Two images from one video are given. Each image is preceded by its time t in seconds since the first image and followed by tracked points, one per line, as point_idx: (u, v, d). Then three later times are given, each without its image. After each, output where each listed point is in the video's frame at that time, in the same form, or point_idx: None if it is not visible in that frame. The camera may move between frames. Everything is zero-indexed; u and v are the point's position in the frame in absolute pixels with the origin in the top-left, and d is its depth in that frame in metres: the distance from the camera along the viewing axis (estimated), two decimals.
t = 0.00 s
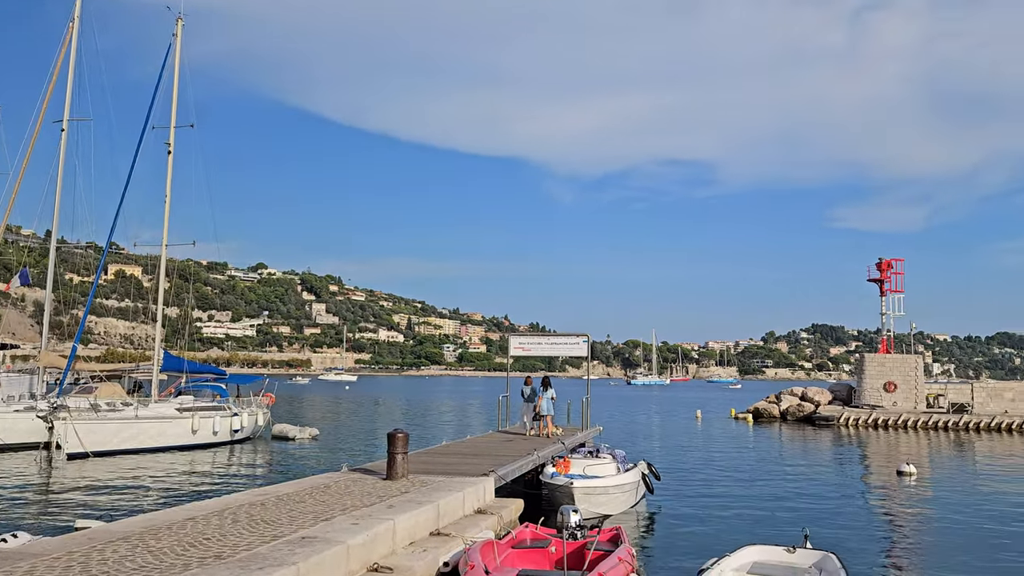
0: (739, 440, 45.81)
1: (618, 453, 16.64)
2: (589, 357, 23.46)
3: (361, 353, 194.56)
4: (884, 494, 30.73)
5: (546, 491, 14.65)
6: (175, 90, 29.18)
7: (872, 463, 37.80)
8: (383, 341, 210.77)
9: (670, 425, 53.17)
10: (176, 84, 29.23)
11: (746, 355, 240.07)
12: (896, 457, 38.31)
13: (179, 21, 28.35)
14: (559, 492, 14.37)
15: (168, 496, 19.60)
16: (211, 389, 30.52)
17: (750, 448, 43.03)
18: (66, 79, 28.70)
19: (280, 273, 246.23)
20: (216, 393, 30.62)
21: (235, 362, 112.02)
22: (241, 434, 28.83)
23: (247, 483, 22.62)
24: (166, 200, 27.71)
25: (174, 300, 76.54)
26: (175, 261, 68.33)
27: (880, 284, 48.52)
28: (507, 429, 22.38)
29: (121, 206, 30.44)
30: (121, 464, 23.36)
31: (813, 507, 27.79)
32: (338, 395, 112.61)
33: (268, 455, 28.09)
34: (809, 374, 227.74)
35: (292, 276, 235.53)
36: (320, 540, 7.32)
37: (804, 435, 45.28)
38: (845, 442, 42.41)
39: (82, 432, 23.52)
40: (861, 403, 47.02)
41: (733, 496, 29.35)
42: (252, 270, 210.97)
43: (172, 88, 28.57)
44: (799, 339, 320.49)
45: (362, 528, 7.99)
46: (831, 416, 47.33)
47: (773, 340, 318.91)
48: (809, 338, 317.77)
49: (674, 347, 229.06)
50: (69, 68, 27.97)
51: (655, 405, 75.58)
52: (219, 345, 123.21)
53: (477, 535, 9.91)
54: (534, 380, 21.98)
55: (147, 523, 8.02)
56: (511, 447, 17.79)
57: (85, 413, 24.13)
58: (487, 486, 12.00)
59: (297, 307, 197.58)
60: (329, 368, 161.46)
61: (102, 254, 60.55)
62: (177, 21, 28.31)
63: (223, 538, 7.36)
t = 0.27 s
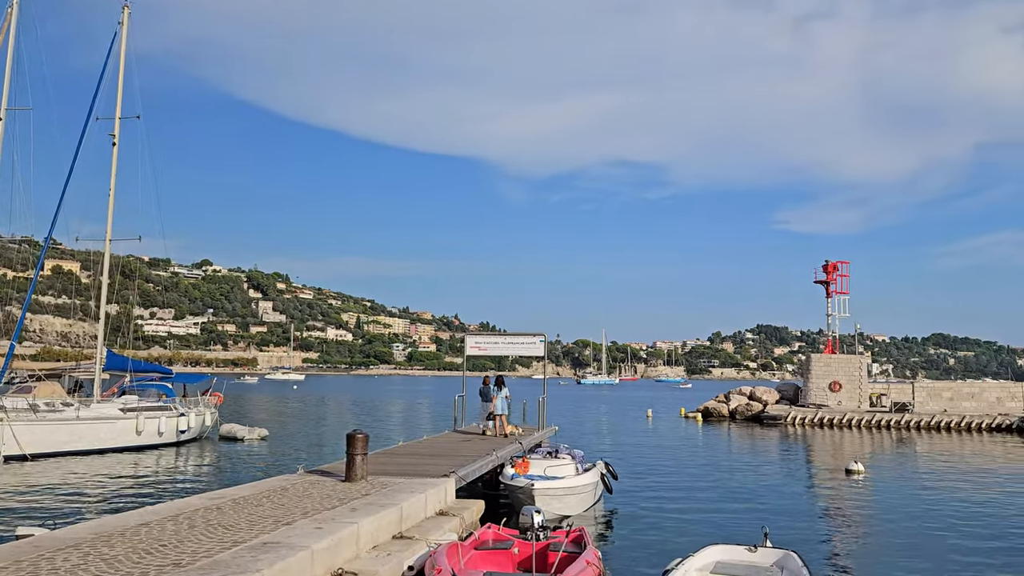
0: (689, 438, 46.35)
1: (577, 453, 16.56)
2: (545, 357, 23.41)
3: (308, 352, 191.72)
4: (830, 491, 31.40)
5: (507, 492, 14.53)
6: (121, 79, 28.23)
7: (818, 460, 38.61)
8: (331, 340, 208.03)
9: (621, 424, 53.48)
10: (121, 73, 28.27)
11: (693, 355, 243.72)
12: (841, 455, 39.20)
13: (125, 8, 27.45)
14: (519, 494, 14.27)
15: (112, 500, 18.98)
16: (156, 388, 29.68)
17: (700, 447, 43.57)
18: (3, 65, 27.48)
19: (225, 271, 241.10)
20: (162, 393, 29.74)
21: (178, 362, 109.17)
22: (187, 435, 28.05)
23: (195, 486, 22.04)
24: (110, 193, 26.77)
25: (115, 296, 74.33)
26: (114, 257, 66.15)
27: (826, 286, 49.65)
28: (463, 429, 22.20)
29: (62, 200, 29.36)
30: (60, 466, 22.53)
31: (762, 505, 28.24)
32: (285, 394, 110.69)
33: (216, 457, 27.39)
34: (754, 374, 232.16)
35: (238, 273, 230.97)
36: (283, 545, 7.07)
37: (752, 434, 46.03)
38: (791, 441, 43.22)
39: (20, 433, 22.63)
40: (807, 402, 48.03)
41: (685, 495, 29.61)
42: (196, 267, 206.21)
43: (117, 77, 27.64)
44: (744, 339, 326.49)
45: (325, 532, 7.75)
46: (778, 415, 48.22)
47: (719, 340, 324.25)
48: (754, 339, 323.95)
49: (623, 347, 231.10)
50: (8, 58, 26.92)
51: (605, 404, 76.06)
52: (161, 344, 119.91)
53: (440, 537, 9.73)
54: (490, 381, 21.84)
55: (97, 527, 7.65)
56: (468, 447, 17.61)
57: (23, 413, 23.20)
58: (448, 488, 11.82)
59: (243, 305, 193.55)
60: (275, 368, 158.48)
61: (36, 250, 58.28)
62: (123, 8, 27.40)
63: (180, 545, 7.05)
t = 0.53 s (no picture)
0: (653, 438, 46.71)
1: (549, 452, 16.53)
2: (515, 356, 23.37)
3: (267, 352, 189.09)
4: (792, 489, 31.87)
5: (481, 492, 14.46)
6: (81, 71, 27.50)
7: (780, 459, 39.15)
8: (291, 339, 205.42)
9: (586, 423, 53.68)
10: (82, 64, 27.54)
11: (653, 354, 245.91)
12: (802, 454, 39.82)
13: None
14: (494, 494, 14.19)
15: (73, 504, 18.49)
16: (115, 388, 29.00)
17: (664, 446, 43.93)
18: None
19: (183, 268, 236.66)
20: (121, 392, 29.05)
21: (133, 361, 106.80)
22: (148, 435, 27.45)
23: (157, 488, 21.58)
24: (69, 187, 26.05)
25: (69, 294, 72.56)
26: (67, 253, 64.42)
27: (788, 287, 50.43)
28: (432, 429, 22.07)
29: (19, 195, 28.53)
30: (16, 468, 21.89)
31: (727, 503, 28.55)
32: (243, 395, 108.90)
33: (177, 457, 26.84)
34: (713, 373, 235.06)
35: (195, 271, 226.96)
36: (266, 549, 6.89)
37: (715, 433, 46.55)
38: (754, 440, 43.77)
39: None
40: (769, 402, 48.72)
41: (651, 494, 29.81)
42: (152, 264, 202.19)
43: (78, 69, 26.93)
44: (703, 339, 330.33)
45: (306, 535, 7.60)
46: (741, 415, 48.81)
47: (679, 340, 327.64)
48: (713, 339, 327.93)
49: (585, 347, 232.20)
50: None
51: (568, 404, 76.28)
52: (115, 343, 117.17)
53: (420, 539, 9.61)
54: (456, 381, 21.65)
55: (71, 532, 7.39)
56: (440, 448, 17.49)
57: None
58: (425, 488, 11.71)
59: (201, 303, 190.03)
60: (233, 367, 155.87)
61: None
62: None
63: (159, 549, 6.83)
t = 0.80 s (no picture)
0: (632, 437, 46.91)
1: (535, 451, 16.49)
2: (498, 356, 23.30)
3: (240, 351, 187.21)
4: (770, 488, 32.16)
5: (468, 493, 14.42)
6: (56, 65, 26.99)
7: (757, 459, 39.47)
8: (264, 339, 203.51)
9: (564, 423, 53.77)
10: (57, 58, 27.04)
11: (628, 354, 247.06)
12: (779, 453, 40.19)
13: None
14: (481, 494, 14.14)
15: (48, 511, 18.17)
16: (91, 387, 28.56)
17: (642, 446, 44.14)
18: None
19: (154, 266, 233.46)
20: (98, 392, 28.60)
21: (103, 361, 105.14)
22: (125, 436, 27.07)
23: (135, 491, 21.26)
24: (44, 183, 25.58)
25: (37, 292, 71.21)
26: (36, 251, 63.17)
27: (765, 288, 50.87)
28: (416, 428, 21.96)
29: None
30: None
31: (708, 502, 28.74)
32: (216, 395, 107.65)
33: (155, 458, 26.50)
34: (687, 373, 236.73)
35: (167, 269, 224.00)
36: (266, 550, 6.80)
37: (693, 432, 46.87)
38: (732, 439, 44.10)
39: None
40: (746, 402, 49.12)
41: (631, 494, 29.93)
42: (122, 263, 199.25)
43: (53, 63, 26.43)
44: (677, 340, 332.41)
45: (305, 536, 7.50)
46: (718, 415, 49.13)
47: (653, 340, 329.44)
48: (687, 339, 330.07)
49: (560, 347, 232.56)
50: None
51: (546, 403, 76.30)
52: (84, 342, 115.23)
53: (414, 539, 9.54)
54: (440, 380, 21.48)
55: (63, 534, 7.24)
56: (425, 448, 17.40)
57: None
58: (415, 489, 11.62)
59: (172, 303, 187.33)
60: (205, 367, 153.99)
61: None
62: None
63: (156, 551, 6.71)
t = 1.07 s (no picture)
0: (621, 438, 46.98)
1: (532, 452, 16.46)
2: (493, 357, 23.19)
3: (225, 351, 186.05)
4: (761, 489, 32.30)
5: (468, 494, 14.38)
6: (46, 62, 26.72)
7: (748, 459, 39.63)
8: (249, 339, 202.33)
9: (553, 423, 53.79)
10: (47, 55, 26.77)
11: (614, 355, 247.59)
12: (768, 453, 40.39)
13: None
14: (483, 496, 14.11)
15: (38, 516, 17.98)
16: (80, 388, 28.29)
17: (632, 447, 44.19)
18: None
19: (138, 265, 231.52)
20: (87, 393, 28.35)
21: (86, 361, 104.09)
22: (115, 437, 26.84)
23: (126, 493, 21.07)
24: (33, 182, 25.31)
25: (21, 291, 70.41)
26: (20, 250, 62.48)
27: (754, 288, 51.09)
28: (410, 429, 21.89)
29: None
30: None
31: (700, 503, 28.81)
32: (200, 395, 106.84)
33: (145, 459, 26.29)
34: (673, 374, 237.56)
35: (151, 268, 222.18)
36: (277, 555, 6.73)
37: (682, 432, 47.00)
38: (721, 440, 44.27)
39: None
40: (735, 402, 49.32)
41: (623, 495, 29.99)
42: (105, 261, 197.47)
43: (43, 60, 26.17)
44: (663, 340, 333.45)
45: (315, 540, 7.42)
46: (708, 415, 49.28)
47: (639, 341, 330.40)
48: (673, 339, 331.20)
49: (547, 347, 232.65)
50: None
51: (534, 404, 76.26)
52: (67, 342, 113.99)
53: (419, 542, 9.47)
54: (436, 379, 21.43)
55: (69, 539, 7.11)
56: (422, 449, 17.33)
57: None
58: (417, 491, 11.56)
59: (156, 302, 185.62)
60: (190, 368, 152.79)
61: None
62: None
63: (165, 555, 6.62)
